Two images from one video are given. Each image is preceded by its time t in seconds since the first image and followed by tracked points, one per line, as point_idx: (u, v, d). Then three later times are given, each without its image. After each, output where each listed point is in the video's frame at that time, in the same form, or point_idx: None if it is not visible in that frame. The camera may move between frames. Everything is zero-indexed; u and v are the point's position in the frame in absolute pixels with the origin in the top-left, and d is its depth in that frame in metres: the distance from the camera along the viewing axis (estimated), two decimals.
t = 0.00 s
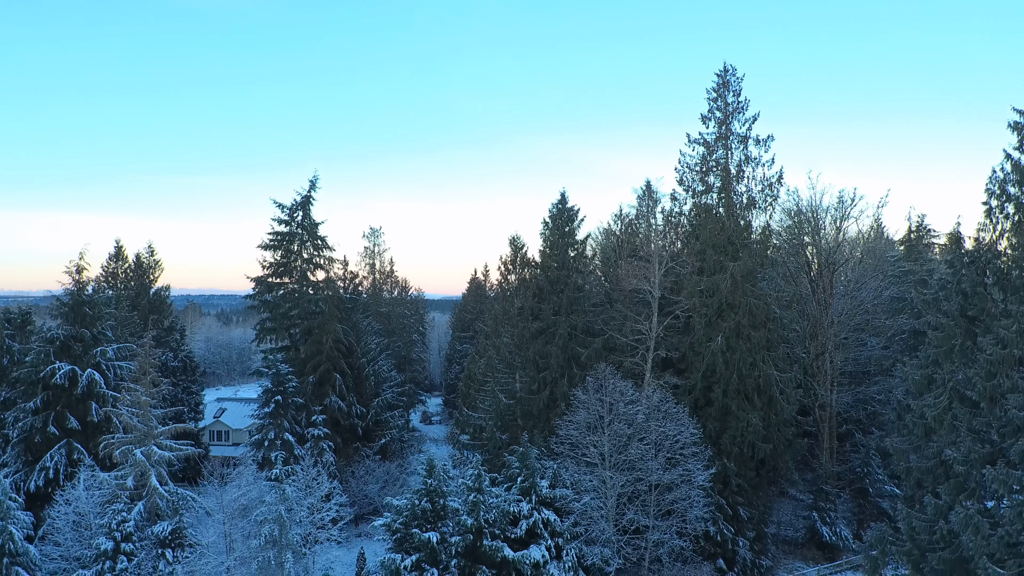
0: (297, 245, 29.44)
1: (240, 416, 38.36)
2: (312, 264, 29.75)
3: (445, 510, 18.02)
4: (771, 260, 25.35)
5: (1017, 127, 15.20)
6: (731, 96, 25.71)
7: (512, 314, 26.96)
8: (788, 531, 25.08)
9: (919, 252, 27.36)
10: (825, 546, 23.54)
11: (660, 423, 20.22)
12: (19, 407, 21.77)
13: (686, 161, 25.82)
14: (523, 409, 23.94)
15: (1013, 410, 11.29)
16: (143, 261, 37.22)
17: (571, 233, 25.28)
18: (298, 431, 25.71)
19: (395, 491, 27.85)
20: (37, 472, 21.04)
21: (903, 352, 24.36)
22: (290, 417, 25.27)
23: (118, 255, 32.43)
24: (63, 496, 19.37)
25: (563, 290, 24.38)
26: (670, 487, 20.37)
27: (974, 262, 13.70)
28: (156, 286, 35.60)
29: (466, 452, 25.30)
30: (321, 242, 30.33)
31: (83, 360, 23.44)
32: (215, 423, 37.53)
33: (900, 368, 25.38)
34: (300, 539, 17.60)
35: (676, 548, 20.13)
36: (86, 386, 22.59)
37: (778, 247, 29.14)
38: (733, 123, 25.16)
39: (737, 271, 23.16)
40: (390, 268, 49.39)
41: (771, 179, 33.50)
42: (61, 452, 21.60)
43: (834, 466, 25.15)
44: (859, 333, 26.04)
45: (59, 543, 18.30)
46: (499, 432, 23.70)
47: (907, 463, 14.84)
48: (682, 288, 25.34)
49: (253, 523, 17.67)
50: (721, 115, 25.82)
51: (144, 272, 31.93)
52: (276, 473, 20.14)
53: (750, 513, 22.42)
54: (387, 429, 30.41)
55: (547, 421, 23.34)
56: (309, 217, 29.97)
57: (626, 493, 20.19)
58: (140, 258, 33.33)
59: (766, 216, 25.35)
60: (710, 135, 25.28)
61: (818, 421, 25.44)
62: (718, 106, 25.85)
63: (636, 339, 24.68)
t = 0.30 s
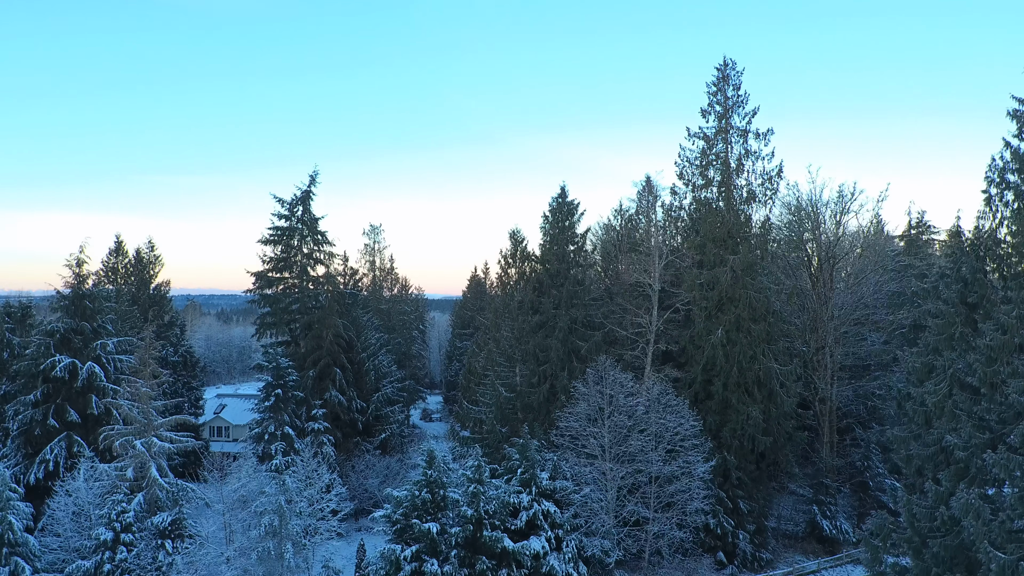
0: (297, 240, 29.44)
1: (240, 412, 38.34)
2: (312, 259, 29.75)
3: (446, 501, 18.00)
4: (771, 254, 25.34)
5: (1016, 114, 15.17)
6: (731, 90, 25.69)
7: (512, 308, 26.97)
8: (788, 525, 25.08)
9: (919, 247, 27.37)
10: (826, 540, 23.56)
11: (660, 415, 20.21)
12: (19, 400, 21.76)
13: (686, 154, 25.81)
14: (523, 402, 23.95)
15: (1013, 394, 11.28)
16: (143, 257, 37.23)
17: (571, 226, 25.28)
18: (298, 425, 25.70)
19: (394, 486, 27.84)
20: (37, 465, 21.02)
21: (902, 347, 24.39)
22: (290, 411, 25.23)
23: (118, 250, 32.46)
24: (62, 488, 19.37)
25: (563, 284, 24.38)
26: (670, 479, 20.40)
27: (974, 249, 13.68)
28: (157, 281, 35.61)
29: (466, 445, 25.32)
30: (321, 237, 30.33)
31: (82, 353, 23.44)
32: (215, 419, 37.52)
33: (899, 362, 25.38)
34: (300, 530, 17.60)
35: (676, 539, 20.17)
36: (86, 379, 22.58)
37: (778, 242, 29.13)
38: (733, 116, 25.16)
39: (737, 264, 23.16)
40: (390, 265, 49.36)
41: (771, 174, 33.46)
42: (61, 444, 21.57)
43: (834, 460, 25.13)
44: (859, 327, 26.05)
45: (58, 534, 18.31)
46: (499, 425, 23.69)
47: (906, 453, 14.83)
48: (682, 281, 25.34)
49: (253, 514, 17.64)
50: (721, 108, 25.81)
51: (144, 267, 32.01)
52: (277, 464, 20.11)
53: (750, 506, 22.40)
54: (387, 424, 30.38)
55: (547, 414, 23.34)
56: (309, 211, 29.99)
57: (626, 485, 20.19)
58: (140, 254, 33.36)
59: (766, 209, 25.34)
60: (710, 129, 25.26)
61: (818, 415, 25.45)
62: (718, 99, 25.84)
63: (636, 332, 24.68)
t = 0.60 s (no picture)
0: (297, 234, 29.45)
1: (240, 408, 38.31)
2: (312, 254, 29.77)
3: (446, 492, 18.00)
4: (771, 247, 25.34)
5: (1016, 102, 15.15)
6: (731, 84, 25.72)
7: (512, 302, 26.99)
8: (789, 520, 25.10)
9: (919, 241, 27.38)
10: (825, 533, 23.60)
11: (659, 407, 20.23)
12: (19, 392, 21.73)
13: (685, 149, 25.84)
14: (523, 396, 23.95)
15: (1014, 379, 11.27)
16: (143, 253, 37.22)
17: (571, 220, 25.29)
18: (298, 419, 25.71)
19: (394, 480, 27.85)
20: (36, 457, 20.97)
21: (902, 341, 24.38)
22: (290, 405, 25.23)
23: (118, 245, 32.46)
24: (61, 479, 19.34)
25: (563, 277, 24.39)
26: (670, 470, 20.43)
27: (972, 237, 13.67)
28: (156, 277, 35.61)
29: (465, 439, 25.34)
30: (321, 232, 30.34)
31: (82, 346, 23.43)
32: (215, 415, 37.50)
33: (899, 356, 25.37)
34: (300, 520, 17.60)
35: (676, 530, 20.21)
36: (86, 371, 22.57)
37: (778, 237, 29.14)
38: (733, 110, 25.18)
39: (737, 257, 23.18)
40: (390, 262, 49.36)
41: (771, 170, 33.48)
42: (60, 437, 21.54)
43: (834, 454, 25.14)
44: (859, 321, 26.05)
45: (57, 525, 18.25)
46: (499, 418, 23.68)
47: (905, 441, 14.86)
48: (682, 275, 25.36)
49: (253, 504, 17.62)
50: (721, 103, 25.83)
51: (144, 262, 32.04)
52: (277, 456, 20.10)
53: (750, 499, 22.39)
54: (387, 419, 30.38)
55: (547, 407, 23.36)
56: (309, 206, 30.00)
57: (626, 477, 20.21)
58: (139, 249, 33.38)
59: (766, 203, 25.35)
60: (710, 123, 25.27)
61: (818, 409, 25.46)
62: (718, 94, 25.87)
63: (636, 325, 24.69)
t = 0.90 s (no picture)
0: (297, 229, 29.44)
1: (240, 404, 38.28)
2: (312, 248, 29.76)
3: (446, 481, 18.00)
4: (771, 241, 25.34)
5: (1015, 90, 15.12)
6: (731, 77, 25.70)
7: (512, 295, 26.99)
8: (789, 513, 25.08)
9: (918, 235, 27.39)
10: (826, 526, 23.60)
11: (659, 398, 20.25)
12: (19, 384, 21.72)
13: (685, 142, 25.82)
14: (523, 388, 23.92)
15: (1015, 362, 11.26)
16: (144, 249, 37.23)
17: (571, 213, 25.28)
18: (298, 412, 25.71)
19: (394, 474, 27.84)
20: (36, 449, 20.93)
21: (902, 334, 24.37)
22: (290, 398, 25.22)
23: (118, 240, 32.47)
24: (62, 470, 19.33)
25: (563, 270, 24.40)
26: (670, 462, 20.46)
27: (971, 222, 13.63)
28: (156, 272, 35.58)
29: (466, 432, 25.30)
30: (321, 226, 30.33)
31: (82, 339, 23.42)
32: (215, 411, 37.48)
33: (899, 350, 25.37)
34: (300, 510, 17.59)
35: (676, 521, 20.24)
36: (86, 363, 22.56)
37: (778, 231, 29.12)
38: (733, 103, 25.16)
39: (737, 249, 23.19)
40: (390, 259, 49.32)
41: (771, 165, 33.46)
42: (60, 429, 21.50)
43: (835, 447, 25.12)
44: (859, 315, 26.05)
45: (57, 515, 18.23)
46: (499, 410, 23.66)
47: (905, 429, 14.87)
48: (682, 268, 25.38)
49: (252, 494, 17.58)
50: (721, 96, 25.81)
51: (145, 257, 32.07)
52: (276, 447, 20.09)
53: (750, 492, 22.37)
54: (387, 413, 30.36)
55: (547, 399, 23.35)
56: (309, 201, 30.00)
57: (626, 468, 20.22)
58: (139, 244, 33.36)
59: (766, 196, 25.34)
60: (710, 117, 25.26)
61: (818, 403, 25.46)
62: (718, 87, 25.86)
63: (636, 318, 24.70)
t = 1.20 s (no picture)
0: (297, 222, 29.45)
1: (241, 398, 38.30)
2: (313, 242, 29.77)
3: (446, 471, 18.02)
4: (771, 234, 25.35)
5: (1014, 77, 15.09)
6: (731, 70, 25.70)
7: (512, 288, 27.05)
8: (790, 507, 25.05)
9: (919, 228, 27.36)
10: (826, 518, 23.59)
11: (659, 388, 20.29)
12: (19, 375, 21.76)
13: (685, 135, 25.83)
14: (523, 380, 23.96)
15: (1015, 344, 11.27)
16: (145, 243, 37.30)
17: (571, 206, 25.32)
18: (298, 405, 25.71)
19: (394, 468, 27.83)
20: (37, 440, 20.92)
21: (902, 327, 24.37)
22: (290, 391, 25.23)
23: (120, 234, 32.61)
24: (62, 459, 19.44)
25: (563, 263, 24.45)
26: (670, 452, 20.51)
27: (970, 208, 13.62)
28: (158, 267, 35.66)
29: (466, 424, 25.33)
30: (321, 220, 30.33)
31: (83, 330, 23.47)
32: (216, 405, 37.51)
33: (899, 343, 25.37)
34: (300, 500, 17.61)
35: (676, 511, 20.29)
36: (86, 355, 22.60)
37: (779, 225, 29.08)
38: (733, 96, 25.15)
39: (737, 241, 23.21)
40: (391, 256, 49.31)
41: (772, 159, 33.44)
42: (61, 420, 21.49)
43: (835, 440, 25.12)
44: (859, 308, 26.08)
45: (57, 505, 18.27)
46: (499, 402, 23.71)
47: (905, 416, 14.89)
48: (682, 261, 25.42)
49: (252, 483, 17.60)
50: (721, 89, 25.82)
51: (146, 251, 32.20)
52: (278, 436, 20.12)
53: (750, 483, 22.37)
54: (387, 407, 30.38)
55: (548, 391, 23.39)
56: (309, 195, 30.01)
57: (626, 459, 20.27)
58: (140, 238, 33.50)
59: (766, 189, 25.34)
60: (710, 110, 25.26)
61: (818, 395, 25.48)
62: (718, 80, 25.86)
63: (636, 310, 24.72)
